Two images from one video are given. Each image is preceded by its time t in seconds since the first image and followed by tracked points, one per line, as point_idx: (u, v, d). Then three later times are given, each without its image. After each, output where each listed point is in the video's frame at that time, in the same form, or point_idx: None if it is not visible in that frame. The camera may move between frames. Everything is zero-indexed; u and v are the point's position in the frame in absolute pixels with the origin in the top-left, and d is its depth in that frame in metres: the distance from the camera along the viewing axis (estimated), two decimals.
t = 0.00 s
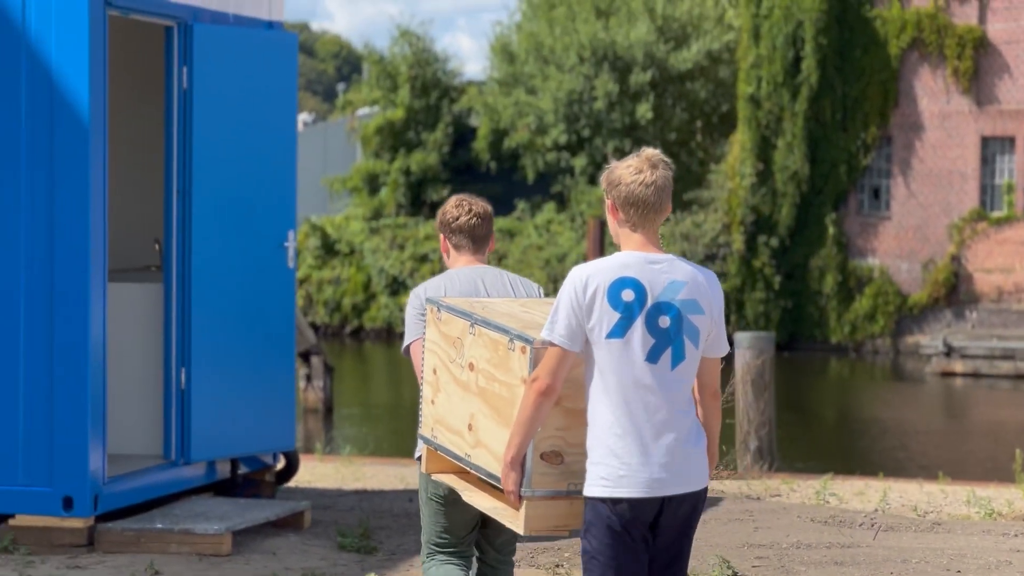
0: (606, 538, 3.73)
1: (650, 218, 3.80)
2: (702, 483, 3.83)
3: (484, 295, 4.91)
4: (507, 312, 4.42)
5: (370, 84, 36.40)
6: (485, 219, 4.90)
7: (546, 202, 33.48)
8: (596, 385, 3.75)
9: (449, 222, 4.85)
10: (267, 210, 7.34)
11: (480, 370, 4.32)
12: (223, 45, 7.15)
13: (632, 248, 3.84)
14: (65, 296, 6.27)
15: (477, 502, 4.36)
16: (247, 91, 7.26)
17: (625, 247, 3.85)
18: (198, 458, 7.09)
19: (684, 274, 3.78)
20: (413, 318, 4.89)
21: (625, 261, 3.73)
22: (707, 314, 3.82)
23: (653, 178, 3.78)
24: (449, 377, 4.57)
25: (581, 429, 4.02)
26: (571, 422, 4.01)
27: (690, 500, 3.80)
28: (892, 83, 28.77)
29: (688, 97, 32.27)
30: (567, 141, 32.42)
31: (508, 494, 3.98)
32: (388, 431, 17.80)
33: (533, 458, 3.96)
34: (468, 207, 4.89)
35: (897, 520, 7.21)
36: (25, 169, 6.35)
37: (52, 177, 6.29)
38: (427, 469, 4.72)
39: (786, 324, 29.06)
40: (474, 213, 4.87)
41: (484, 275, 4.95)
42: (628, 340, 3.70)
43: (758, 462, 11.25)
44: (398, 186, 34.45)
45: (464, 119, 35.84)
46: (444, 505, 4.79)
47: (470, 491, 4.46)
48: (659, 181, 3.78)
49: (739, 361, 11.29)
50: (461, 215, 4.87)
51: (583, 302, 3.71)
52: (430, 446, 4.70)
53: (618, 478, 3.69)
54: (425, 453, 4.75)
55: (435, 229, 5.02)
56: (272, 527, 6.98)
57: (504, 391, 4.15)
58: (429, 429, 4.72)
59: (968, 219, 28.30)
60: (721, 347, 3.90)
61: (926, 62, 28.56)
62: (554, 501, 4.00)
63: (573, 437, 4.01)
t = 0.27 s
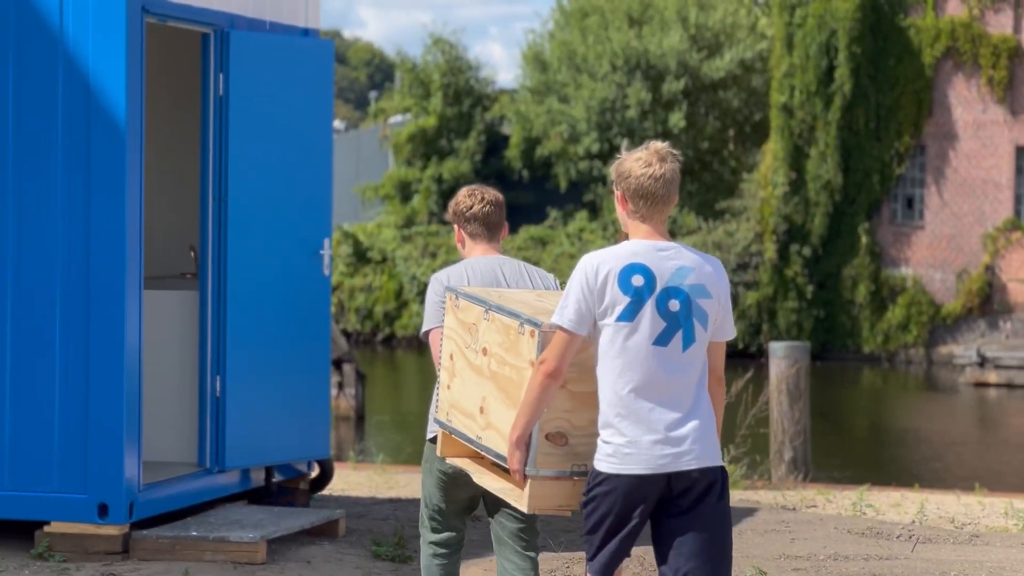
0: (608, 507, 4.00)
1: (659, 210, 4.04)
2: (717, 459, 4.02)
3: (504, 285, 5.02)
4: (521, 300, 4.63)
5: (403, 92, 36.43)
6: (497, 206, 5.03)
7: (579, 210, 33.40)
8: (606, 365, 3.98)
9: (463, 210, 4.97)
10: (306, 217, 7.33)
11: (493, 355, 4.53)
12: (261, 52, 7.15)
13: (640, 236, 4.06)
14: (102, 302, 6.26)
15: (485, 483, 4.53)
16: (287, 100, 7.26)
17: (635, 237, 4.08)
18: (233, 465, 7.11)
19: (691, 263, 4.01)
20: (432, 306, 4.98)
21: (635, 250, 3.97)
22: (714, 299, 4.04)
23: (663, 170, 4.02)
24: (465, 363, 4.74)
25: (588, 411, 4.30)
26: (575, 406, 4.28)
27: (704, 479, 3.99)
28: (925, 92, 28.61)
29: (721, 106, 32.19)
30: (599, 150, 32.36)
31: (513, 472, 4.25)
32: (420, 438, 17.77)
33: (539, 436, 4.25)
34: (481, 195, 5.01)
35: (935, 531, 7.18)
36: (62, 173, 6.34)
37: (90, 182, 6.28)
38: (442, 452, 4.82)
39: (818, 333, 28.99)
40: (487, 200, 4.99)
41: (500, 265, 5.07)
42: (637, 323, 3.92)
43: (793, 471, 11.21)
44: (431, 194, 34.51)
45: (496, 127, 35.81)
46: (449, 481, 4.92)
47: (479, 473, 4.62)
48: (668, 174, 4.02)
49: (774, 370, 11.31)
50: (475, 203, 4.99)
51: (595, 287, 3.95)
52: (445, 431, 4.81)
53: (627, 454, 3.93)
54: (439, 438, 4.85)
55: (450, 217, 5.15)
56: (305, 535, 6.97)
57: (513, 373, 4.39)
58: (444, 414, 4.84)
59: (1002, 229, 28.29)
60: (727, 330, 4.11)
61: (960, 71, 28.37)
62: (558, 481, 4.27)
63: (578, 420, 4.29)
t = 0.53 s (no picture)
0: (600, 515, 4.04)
1: (650, 225, 4.06)
2: (706, 469, 4.06)
3: (497, 306, 5.12)
4: (515, 320, 4.69)
5: (435, 98, 36.46)
6: (482, 226, 5.12)
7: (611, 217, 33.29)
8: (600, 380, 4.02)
9: (448, 232, 5.07)
10: (339, 225, 7.32)
11: (492, 375, 4.59)
12: (296, 59, 7.15)
13: (630, 253, 4.09)
14: (137, 308, 6.26)
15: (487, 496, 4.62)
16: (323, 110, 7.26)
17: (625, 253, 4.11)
18: (266, 472, 7.10)
19: (681, 278, 4.04)
20: (427, 329, 5.10)
21: (625, 267, 4.00)
22: (704, 312, 4.08)
23: (651, 187, 4.04)
24: (464, 383, 4.83)
25: (588, 425, 4.30)
26: (577, 420, 4.28)
27: (697, 489, 4.03)
28: (959, 99, 28.38)
29: (753, 113, 31.97)
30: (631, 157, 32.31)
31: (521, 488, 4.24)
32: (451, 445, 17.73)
33: (544, 452, 4.23)
34: (465, 216, 5.11)
35: (972, 542, 7.13)
36: (97, 179, 6.34)
37: (125, 186, 6.28)
38: (445, 470, 4.90)
39: (850, 341, 28.89)
40: (472, 221, 5.09)
41: (494, 285, 5.17)
42: (630, 339, 3.96)
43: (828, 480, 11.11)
44: (463, 201, 34.52)
45: (528, 134, 35.86)
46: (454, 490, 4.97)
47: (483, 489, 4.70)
48: (656, 190, 4.05)
49: (808, 377, 11.27)
50: (460, 224, 5.09)
51: (589, 305, 3.98)
52: (447, 450, 4.90)
53: (620, 467, 3.98)
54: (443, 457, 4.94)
55: (437, 240, 5.24)
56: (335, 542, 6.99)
57: (515, 393, 4.42)
58: (446, 433, 4.92)
59: None
60: (716, 341, 4.15)
61: (994, 79, 28.19)
62: (564, 495, 4.25)
63: (581, 434, 4.29)
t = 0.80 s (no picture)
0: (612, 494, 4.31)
1: (640, 212, 4.37)
2: (695, 447, 4.41)
3: (500, 290, 5.44)
4: (515, 306, 5.00)
5: (466, 104, 36.48)
6: (487, 212, 5.42)
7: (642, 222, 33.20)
8: (598, 360, 4.31)
9: (456, 218, 5.39)
10: (373, 229, 7.32)
11: (495, 359, 4.90)
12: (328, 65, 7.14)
13: (623, 239, 4.41)
14: (171, 316, 6.28)
15: (493, 477, 4.96)
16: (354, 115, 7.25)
17: (618, 238, 4.43)
18: (298, 477, 7.11)
19: (672, 261, 4.36)
20: (432, 314, 5.41)
21: (619, 251, 4.30)
22: (695, 293, 4.40)
23: (640, 175, 4.37)
24: (468, 367, 5.16)
25: (587, 406, 4.63)
26: (580, 400, 4.62)
27: (685, 462, 4.38)
28: (991, 105, 28.30)
29: (784, 119, 31.88)
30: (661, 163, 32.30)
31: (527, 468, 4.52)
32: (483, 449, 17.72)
33: (548, 433, 4.55)
34: (471, 202, 5.43)
35: (1006, 550, 7.09)
36: (130, 185, 6.35)
37: (158, 193, 6.30)
38: (452, 451, 5.26)
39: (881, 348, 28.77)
40: (478, 206, 5.41)
41: (496, 269, 5.51)
42: (624, 320, 4.26)
43: (860, 488, 11.11)
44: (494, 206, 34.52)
45: (559, 140, 35.86)
46: (472, 481, 5.24)
47: (488, 467, 5.06)
48: (645, 177, 4.37)
49: (840, 385, 11.25)
50: (466, 211, 5.40)
51: (585, 289, 4.27)
52: (454, 432, 5.25)
53: (619, 443, 4.27)
54: (448, 438, 5.31)
55: (446, 227, 5.56)
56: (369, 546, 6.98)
57: (518, 376, 4.72)
58: (452, 416, 5.28)
59: None
60: (709, 321, 4.48)
61: None
62: (568, 473, 4.58)
63: (582, 414, 4.62)
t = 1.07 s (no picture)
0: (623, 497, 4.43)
1: (642, 224, 4.52)
2: (696, 453, 4.53)
3: (515, 307, 5.77)
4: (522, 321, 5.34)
5: (495, 108, 36.45)
6: (511, 234, 5.78)
7: (672, 227, 33.12)
8: (601, 369, 4.47)
9: (480, 237, 5.74)
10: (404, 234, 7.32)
11: (501, 370, 5.24)
12: (362, 69, 7.14)
13: (625, 253, 4.56)
14: (204, 318, 6.28)
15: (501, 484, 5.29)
16: (383, 122, 7.23)
17: (621, 251, 4.58)
18: (332, 481, 7.10)
19: (673, 272, 4.50)
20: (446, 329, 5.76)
21: (621, 263, 4.46)
22: (696, 304, 4.53)
23: (641, 189, 4.52)
24: (475, 380, 5.49)
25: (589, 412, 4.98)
26: (581, 407, 4.97)
27: (687, 465, 4.50)
28: None
29: (813, 124, 31.68)
30: (692, 168, 32.26)
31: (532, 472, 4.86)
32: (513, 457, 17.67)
33: (552, 439, 4.89)
34: (496, 224, 5.77)
35: None
36: (163, 186, 6.36)
37: (192, 198, 6.31)
38: (462, 463, 5.60)
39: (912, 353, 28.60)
40: (502, 227, 5.76)
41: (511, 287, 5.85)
42: (626, 329, 4.42)
43: (893, 494, 11.12)
44: (523, 211, 34.45)
45: (589, 144, 35.84)
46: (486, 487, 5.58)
47: (496, 477, 5.40)
48: (646, 191, 4.52)
49: (872, 391, 11.15)
50: (491, 231, 5.75)
51: (588, 300, 4.44)
52: (464, 444, 5.59)
53: (622, 447, 4.41)
54: (459, 451, 5.64)
55: (470, 246, 5.91)
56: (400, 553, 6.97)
57: (522, 385, 5.06)
58: (462, 429, 5.60)
59: None
60: (709, 332, 4.61)
61: None
62: (570, 477, 4.92)
63: (584, 419, 4.97)
